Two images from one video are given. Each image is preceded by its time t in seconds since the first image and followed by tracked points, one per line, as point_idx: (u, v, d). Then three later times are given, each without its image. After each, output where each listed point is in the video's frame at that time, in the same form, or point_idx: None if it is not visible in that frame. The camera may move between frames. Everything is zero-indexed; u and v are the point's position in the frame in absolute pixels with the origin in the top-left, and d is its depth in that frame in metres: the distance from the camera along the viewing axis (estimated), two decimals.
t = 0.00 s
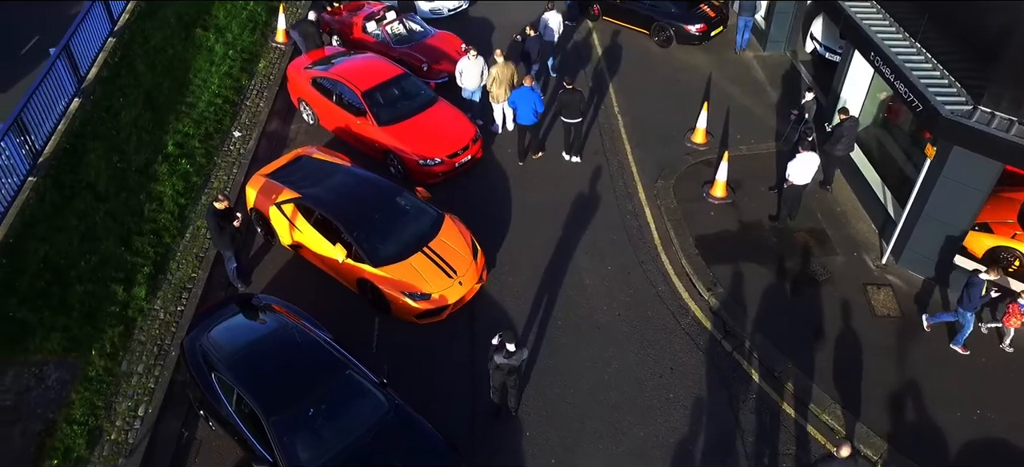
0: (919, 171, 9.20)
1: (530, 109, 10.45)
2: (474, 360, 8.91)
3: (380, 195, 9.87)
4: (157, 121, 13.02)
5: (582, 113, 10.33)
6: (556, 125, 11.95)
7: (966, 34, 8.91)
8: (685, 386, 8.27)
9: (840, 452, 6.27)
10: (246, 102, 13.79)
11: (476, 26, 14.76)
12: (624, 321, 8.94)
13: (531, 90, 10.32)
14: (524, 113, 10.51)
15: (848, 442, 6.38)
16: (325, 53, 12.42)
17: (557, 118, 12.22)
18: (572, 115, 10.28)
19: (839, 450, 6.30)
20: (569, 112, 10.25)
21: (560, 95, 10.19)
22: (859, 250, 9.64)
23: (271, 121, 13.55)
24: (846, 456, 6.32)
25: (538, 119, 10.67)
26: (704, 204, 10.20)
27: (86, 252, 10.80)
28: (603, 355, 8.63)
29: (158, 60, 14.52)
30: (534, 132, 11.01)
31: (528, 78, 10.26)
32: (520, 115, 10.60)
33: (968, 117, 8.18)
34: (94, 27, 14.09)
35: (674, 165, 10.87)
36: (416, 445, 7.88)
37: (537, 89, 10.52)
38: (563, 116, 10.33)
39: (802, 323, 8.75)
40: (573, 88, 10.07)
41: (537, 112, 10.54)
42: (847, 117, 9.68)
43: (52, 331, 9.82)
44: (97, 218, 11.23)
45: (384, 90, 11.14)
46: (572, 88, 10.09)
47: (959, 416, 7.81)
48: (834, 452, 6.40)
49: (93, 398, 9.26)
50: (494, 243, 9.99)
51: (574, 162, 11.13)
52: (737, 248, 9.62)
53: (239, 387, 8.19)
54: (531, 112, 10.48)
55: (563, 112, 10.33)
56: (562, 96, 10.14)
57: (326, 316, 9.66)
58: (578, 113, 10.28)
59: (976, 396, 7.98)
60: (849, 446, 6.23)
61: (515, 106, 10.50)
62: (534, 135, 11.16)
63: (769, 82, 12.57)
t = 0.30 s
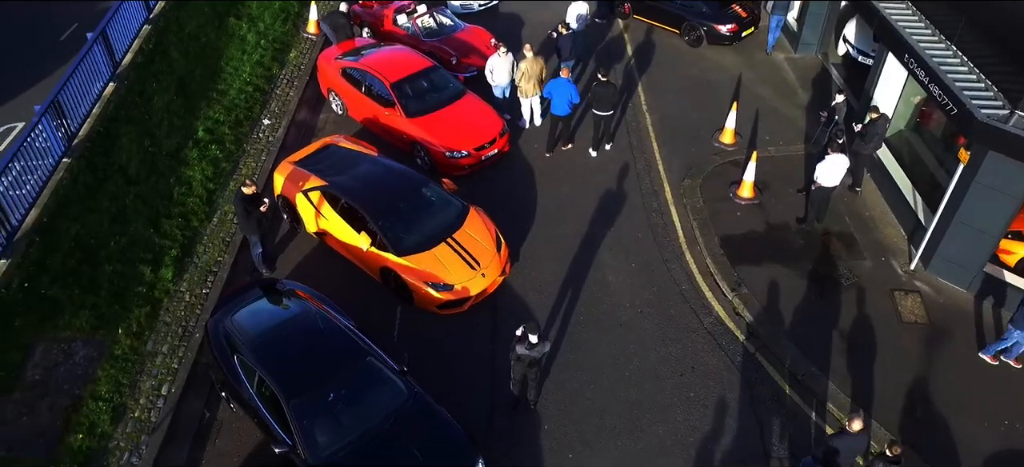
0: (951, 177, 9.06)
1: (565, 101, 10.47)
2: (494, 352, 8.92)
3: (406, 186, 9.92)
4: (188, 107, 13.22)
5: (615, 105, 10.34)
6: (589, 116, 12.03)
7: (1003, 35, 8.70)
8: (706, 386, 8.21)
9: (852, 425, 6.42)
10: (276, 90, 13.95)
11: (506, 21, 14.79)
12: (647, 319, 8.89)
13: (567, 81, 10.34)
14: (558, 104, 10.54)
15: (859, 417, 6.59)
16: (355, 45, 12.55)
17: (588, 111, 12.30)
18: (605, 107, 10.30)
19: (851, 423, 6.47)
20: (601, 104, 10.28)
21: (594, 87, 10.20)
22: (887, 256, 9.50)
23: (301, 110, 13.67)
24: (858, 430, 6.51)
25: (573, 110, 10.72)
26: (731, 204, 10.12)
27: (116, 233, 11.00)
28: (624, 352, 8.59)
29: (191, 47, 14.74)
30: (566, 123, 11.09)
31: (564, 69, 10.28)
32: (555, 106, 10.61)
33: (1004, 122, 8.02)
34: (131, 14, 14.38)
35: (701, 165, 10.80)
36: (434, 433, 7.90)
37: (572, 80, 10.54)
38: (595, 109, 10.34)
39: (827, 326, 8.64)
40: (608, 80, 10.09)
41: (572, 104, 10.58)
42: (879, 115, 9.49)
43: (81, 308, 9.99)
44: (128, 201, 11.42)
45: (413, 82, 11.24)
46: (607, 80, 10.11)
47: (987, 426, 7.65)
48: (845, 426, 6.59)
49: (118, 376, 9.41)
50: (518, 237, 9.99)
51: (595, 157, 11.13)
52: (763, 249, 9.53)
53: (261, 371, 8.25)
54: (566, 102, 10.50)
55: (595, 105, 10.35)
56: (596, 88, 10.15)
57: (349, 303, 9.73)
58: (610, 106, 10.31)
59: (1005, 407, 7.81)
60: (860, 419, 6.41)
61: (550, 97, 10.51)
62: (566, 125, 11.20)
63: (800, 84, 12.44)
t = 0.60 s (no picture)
0: (987, 182, 8.94)
1: (603, 89, 10.50)
2: (516, 342, 8.96)
3: (434, 174, 10.00)
4: (224, 91, 13.47)
5: (652, 98, 10.35)
6: (626, 103, 12.18)
7: None
8: (728, 384, 8.16)
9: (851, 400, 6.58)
10: (310, 78, 14.13)
11: (539, 17, 14.84)
12: (670, 314, 8.86)
13: (604, 70, 10.45)
14: (596, 93, 10.57)
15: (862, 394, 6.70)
16: (389, 35, 12.73)
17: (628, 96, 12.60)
18: (640, 99, 10.32)
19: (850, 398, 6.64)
20: (637, 97, 10.28)
21: (632, 78, 10.26)
22: (918, 260, 9.33)
23: (333, 97, 13.82)
24: (859, 405, 6.63)
25: (610, 102, 10.71)
26: (760, 204, 10.05)
27: (150, 212, 11.26)
28: (646, 346, 8.58)
29: (229, 34, 15.02)
30: (602, 113, 11.12)
31: (602, 59, 10.39)
32: (593, 95, 10.64)
33: None
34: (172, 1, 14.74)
35: (730, 164, 10.73)
36: (453, 418, 7.93)
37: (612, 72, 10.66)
38: (631, 101, 10.38)
39: (853, 329, 8.53)
40: (647, 73, 10.15)
41: (610, 93, 10.58)
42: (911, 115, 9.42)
43: (114, 283, 10.26)
44: (162, 181, 11.69)
45: (445, 73, 11.39)
46: (646, 72, 10.18)
47: (1016, 436, 7.47)
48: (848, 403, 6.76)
49: (147, 350, 9.59)
50: (544, 230, 10.03)
51: (632, 146, 11.25)
52: (790, 250, 9.44)
53: (284, 349, 8.35)
54: (604, 91, 10.52)
55: (631, 97, 10.38)
56: (636, 80, 10.21)
57: (374, 287, 9.83)
58: (647, 98, 10.32)
59: None
60: (859, 393, 6.56)
61: (588, 86, 10.59)
62: (599, 116, 11.18)
63: (834, 86, 12.29)
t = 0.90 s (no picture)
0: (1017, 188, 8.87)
1: (635, 80, 10.56)
2: (536, 331, 9.02)
3: (460, 163, 10.09)
4: (257, 77, 13.72)
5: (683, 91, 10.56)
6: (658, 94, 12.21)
7: None
8: (747, 380, 8.14)
9: (859, 372, 6.58)
10: (341, 66, 14.32)
11: (570, 12, 14.90)
12: (690, 309, 8.87)
13: (637, 61, 10.57)
14: (628, 84, 10.61)
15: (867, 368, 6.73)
16: (420, 26, 12.92)
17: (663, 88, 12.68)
18: (672, 92, 10.54)
19: (856, 370, 6.63)
20: (669, 89, 10.50)
21: (665, 71, 10.46)
22: (944, 264, 9.22)
23: (364, 86, 13.99)
24: (865, 377, 6.64)
25: (641, 93, 10.77)
26: (785, 203, 10.01)
27: (181, 191, 11.50)
28: (666, 340, 8.60)
29: (264, 22, 15.30)
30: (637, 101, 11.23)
31: (636, 49, 10.54)
32: (625, 87, 10.70)
33: None
34: None
35: (757, 162, 10.70)
36: (471, 402, 7.98)
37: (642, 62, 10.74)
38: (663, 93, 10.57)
39: (876, 330, 8.46)
40: (680, 65, 10.34)
41: (642, 85, 10.65)
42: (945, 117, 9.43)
43: (144, 259, 10.51)
44: (194, 161, 11.93)
45: (474, 64, 11.56)
46: (679, 65, 10.37)
47: None
48: (852, 376, 6.74)
49: (173, 325, 9.79)
50: (568, 222, 10.09)
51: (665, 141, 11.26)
52: (815, 249, 9.39)
53: (307, 327, 8.47)
54: (636, 82, 10.57)
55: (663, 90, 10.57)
56: (668, 73, 10.41)
57: (398, 272, 9.95)
58: (678, 91, 10.50)
59: None
60: (866, 365, 6.57)
61: (620, 77, 10.65)
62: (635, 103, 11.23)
63: (866, 88, 12.19)
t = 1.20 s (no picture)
0: None
1: (661, 69, 10.71)
2: (553, 319, 9.08)
3: (483, 151, 10.19)
4: (285, 63, 13.93)
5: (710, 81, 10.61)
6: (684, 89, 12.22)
7: None
8: (762, 374, 8.13)
9: (868, 344, 6.80)
10: (368, 55, 14.49)
11: (597, 8, 14.95)
12: (708, 302, 8.87)
13: (663, 49, 10.66)
14: (655, 74, 10.81)
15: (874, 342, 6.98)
16: (447, 18, 13.06)
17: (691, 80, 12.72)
18: (700, 83, 10.59)
19: (865, 342, 6.86)
20: (697, 80, 10.55)
21: (691, 63, 10.50)
22: (966, 266, 9.13)
23: (390, 75, 14.13)
24: (874, 350, 6.90)
25: (670, 80, 10.95)
26: (807, 201, 9.98)
27: (207, 172, 11.71)
28: (682, 331, 8.61)
29: (294, 11, 15.54)
30: (664, 91, 11.28)
31: (662, 37, 10.62)
32: (652, 75, 10.88)
33: None
34: None
35: (779, 160, 10.67)
36: (486, 385, 8.04)
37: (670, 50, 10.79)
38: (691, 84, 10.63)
39: (895, 329, 8.40)
40: (705, 56, 10.36)
41: (669, 74, 10.82)
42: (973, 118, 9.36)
43: (169, 237, 10.73)
44: (221, 143, 12.15)
45: (499, 56, 11.67)
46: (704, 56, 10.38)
47: None
48: (859, 349, 6.97)
49: (196, 301, 9.97)
50: (588, 213, 10.14)
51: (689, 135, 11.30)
52: (836, 247, 9.34)
53: (327, 306, 8.59)
54: (662, 71, 10.73)
55: (691, 81, 10.63)
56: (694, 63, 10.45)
57: (418, 257, 10.06)
58: (706, 82, 10.55)
59: None
60: (876, 337, 6.80)
61: (648, 65, 10.81)
62: (660, 96, 11.24)
63: (892, 89, 12.10)
